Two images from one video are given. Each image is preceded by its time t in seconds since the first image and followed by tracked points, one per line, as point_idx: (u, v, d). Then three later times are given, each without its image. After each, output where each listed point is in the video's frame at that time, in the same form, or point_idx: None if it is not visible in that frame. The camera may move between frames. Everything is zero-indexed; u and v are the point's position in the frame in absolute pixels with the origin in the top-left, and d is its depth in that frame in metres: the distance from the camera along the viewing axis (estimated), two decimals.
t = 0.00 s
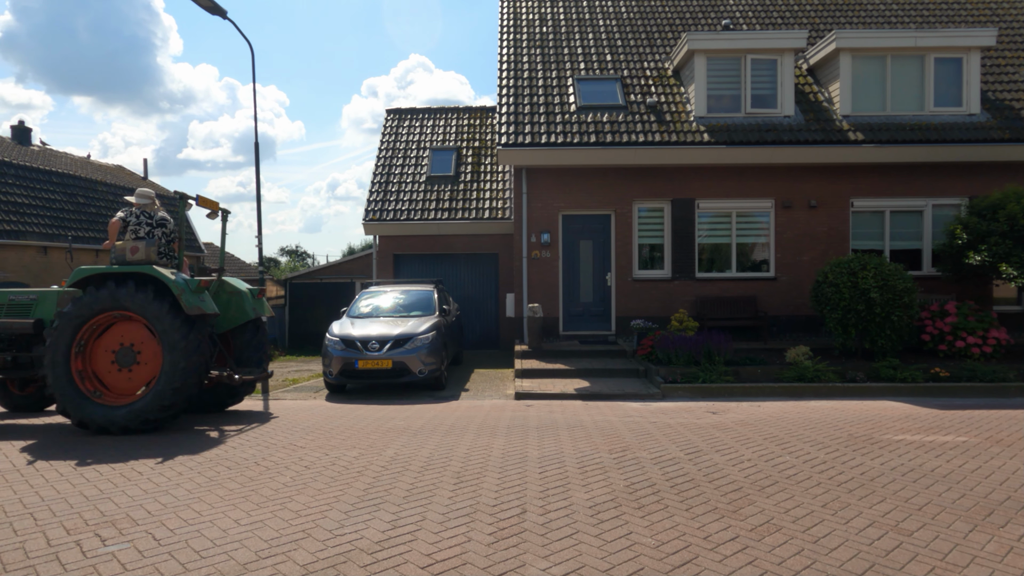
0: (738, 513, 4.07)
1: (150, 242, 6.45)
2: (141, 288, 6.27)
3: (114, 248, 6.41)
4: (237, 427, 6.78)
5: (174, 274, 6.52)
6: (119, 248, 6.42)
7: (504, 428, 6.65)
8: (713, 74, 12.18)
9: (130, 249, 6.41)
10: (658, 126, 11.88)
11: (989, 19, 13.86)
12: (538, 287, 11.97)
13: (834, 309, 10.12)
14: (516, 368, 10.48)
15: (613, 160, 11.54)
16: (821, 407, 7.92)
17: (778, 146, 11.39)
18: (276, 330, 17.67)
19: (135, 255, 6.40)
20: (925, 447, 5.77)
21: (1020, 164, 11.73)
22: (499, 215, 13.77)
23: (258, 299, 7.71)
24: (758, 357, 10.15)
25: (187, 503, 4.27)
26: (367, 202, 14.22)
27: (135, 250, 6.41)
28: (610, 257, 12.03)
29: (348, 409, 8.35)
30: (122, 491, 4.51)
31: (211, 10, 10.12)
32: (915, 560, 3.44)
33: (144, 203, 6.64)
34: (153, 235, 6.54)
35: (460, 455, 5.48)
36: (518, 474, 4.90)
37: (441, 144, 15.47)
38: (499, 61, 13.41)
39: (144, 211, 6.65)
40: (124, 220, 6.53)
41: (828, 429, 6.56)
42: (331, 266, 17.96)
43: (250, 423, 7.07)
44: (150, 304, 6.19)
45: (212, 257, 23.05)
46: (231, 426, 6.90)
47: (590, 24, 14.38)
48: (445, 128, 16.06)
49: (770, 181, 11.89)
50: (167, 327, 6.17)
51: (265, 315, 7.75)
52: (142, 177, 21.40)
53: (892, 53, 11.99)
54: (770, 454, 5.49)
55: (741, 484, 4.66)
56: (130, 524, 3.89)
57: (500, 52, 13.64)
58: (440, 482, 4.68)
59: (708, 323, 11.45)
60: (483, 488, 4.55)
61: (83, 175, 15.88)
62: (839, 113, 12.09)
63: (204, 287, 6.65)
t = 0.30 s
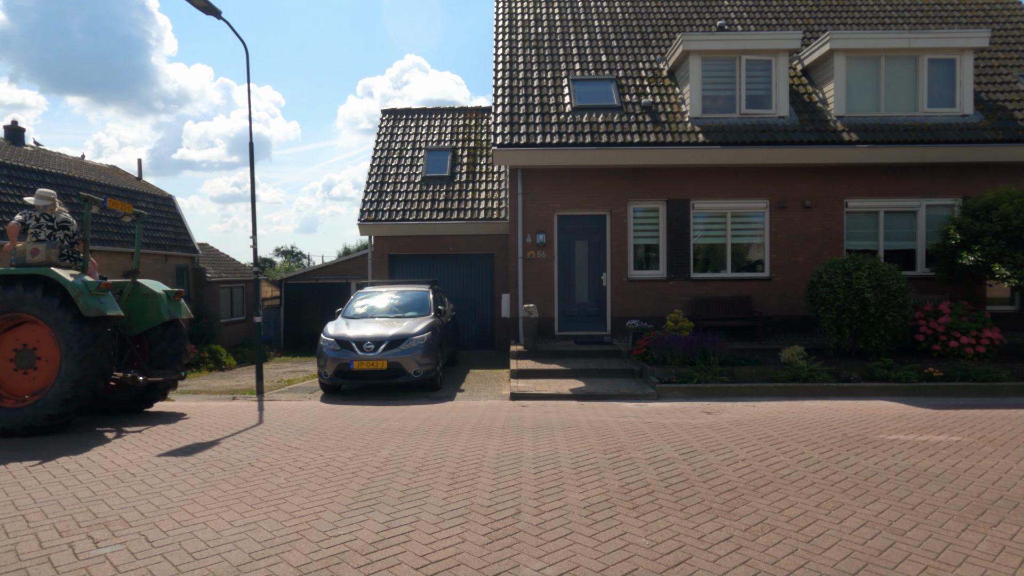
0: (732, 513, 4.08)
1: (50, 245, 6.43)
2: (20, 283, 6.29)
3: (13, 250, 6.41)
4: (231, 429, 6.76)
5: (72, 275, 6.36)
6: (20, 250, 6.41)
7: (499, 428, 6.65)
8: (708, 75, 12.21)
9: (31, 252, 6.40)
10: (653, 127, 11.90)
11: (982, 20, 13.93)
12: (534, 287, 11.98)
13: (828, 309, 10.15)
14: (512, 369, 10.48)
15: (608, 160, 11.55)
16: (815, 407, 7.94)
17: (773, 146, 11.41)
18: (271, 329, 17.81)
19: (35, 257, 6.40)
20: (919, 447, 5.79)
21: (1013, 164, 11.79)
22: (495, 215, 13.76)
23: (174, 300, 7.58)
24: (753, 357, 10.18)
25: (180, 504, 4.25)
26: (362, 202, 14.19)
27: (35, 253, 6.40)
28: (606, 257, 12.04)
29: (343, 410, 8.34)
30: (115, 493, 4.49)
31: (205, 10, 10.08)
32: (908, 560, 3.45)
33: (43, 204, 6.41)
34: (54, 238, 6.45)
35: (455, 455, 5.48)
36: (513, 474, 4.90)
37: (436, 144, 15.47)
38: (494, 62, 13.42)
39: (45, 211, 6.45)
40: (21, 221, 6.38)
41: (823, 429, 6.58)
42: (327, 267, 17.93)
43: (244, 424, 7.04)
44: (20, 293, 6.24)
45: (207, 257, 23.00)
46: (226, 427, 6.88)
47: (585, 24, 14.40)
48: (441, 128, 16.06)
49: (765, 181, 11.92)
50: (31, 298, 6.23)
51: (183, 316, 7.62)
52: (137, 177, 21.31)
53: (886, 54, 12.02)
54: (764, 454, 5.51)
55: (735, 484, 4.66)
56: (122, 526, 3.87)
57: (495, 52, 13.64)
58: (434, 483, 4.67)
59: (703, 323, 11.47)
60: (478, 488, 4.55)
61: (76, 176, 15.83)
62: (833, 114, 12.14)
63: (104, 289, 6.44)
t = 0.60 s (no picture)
0: (728, 514, 4.08)
1: None
2: None
3: None
4: (228, 429, 6.76)
5: None
6: None
7: (496, 428, 6.67)
8: (706, 75, 12.21)
9: None
10: (651, 127, 11.90)
11: (978, 21, 13.96)
12: (532, 288, 11.98)
13: (826, 310, 10.16)
14: (509, 369, 10.49)
15: (606, 160, 11.55)
16: (812, 407, 7.95)
17: (770, 146, 11.42)
18: (270, 330, 17.85)
19: None
20: (914, 447, 5.79)
21: (1009, 165, 11.81)
22: (492, 216, 13.76)
23: (90, 302, 7.73)
24: (751, 358, 10.19)
25: (176, 505, 4.25)
26: (359, 202, 14.18)
27: None
28: (603, 257, 12.04)
29: (340, 410, 8.34)
30: (110, 494, 4.48)
31: (201, 10, 10.07)
32: (903, 560, 3.46)
33: None
34: None
35: (452, 456, 5.47)
36: (509, 474, 4.90)
37: (434, 145, 15.47)
38: (492, 62, 13.43)
39: None
40: None
41: (819, 429, 6.59)
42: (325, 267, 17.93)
43: (241, 425, 7.04)
44: None
45: (205, 257, 22.98)
46: (222, 427, 6.88)
47: (583, 25, 14.41)
48: (438, 128, 16.05)
49: (762, 182, 11.93)
50: None
51: (99, 317, 7.79)
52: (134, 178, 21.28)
53: (883, 54, 12.03)
54: (760, 454, 5.51)
55: (731, 485, 4.66)
56: (116, 527, 3.87)
57: (493, 53, 13.64)
58: (430, 483, 4.67)
59: (700, 323, 11.49)
60: (474, 489, 4.55)
61: (73, 176, 15.80)
62: (830, 115, 12.16)
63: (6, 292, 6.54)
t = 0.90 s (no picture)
0: (723, 515, 4.07)
1: None
2: None
3: None
4: (226, 430, 6.77)
5: None
6: None
7: (494, 429, 6.67)
8: (705, 76, 12.21)
9: None
10: (650, 128, 11.89)
11: (979, 21, 13.95)
12: (531, 288, 11.98)
13: (825, 311, 10.14)
14: (508, 369, 10.50)
15: (605, 161, 11.55)
16: (811, 408, 7.94)
17: (770, 147, 11.41)
18: (269, 330, 17.99)
19: None
20: (912, 448, 5.78)
21: (1010, 165, 11.79)
22: (492, 216, 13.76)
23: (10, 304, 8.07)
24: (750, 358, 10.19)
25: (171, 506, 4.25)
26: (359, 203, 14.19)
27: None
28: (603, 257, 12.04)
29: (339, 410, 8.34)
30: (106, 495, 4.49)
31: (201, 11, 10.08)
32: (898, 562, 3.45)
33: None
34: None
35: (449, 457, 5.47)
36: (505, 476, 4.90)
37: (434, 145, 15.48)
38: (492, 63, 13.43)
39: None
40: None
41: (817, 430, 6.58)
42: (325, 268, 17.95)
43: (239, 425, 7.06)
44: None
45: (205, 258, 23.01)
46: (220, 428, 6.89)
47: (583, 25, 14.41)
48: (438, 129, 16.06)
49: (762, 182, 11.92)
50: None
51: (21, 319, 8.12)
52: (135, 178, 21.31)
53: (883, 55, 12.01)
54: (758, 455, 5.51)
55: (728, 486, 4.66)
56: (112, 528, 3.87)
57: (493, 54, 13.64)
58: (426, 485, 4.67)
59: (699, 324, 11.48)
60: (470, 490, 4.55)
61: (74, 177, 15.83)
62: (830, 115, 12.15)
63: None
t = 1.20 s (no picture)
0: (724, 515, 4.07)
1: None
2: None
3: None
4: (228, 430, 6.79)
5: None
6: None
7: (495, 429, 6.68)
8: (707, 76, 12.19)
9: None
10: (653, 128, 11.88)
11: (983, 20, 13.91)
12: (533, 288, 11.98)
13: (828, 311, 10.12)
14: (510, 370, 10.50)
15: (607, 161, 11.54)
16: (813, 409, 7.92)
17: (773, 147, 11.39)
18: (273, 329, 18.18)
19: None
20: (914, 449, 5.77)
21: (1014, 164, 11.75)
22: (495, 216, 13.76)
23: None
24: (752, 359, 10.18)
25: (173, 506, 4.26)
26: (361, 203, 14.20)
27: None
28: (605, 258, 12.03)
29: (340, 410, 8.35)
30: (108, 495, 4.50)
31: (203, 11, 10.08)
32: (899, 563, 3.45)
33: None
34: None
35: (450, 457, 5.48)
36: (506, 476, 4.91)
37: (436, 146, 15.49)
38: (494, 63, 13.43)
39: None
40: None
41: (819, 431, 6.57)
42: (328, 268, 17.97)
43: (241, 425, 7.07)
44: None
45: (208, 258, 23.06)
46: (223, 428, 6.91)
47: (585, 26, 14.41)
48: (441, 129, 16.07)
49: (765, 182, 11.90)
50: None
51: None
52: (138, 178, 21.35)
53: (886, 55, 11.98)
54: (760, 456, 5.50)
55: (729, 487, 4.66)
56: (114, 528, 3.89)
57: (495, 54, 13.64)
58: (427, 484, 4.68)
59: (701, 324, 11.47)
60: (471, 490, 4.55)
61: (78, 177, 15.86)
62: (833, 115, 12.13)
63: None
